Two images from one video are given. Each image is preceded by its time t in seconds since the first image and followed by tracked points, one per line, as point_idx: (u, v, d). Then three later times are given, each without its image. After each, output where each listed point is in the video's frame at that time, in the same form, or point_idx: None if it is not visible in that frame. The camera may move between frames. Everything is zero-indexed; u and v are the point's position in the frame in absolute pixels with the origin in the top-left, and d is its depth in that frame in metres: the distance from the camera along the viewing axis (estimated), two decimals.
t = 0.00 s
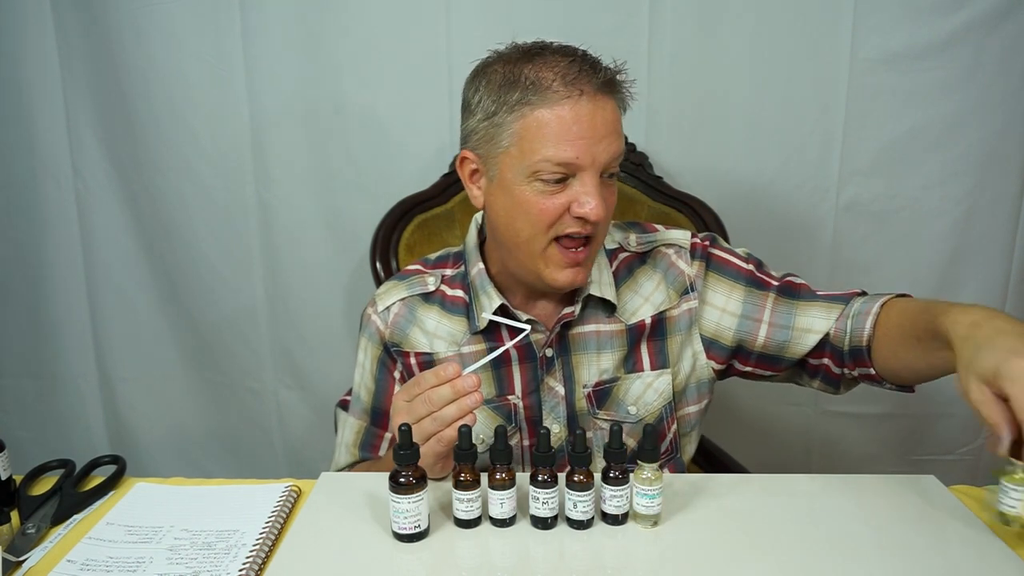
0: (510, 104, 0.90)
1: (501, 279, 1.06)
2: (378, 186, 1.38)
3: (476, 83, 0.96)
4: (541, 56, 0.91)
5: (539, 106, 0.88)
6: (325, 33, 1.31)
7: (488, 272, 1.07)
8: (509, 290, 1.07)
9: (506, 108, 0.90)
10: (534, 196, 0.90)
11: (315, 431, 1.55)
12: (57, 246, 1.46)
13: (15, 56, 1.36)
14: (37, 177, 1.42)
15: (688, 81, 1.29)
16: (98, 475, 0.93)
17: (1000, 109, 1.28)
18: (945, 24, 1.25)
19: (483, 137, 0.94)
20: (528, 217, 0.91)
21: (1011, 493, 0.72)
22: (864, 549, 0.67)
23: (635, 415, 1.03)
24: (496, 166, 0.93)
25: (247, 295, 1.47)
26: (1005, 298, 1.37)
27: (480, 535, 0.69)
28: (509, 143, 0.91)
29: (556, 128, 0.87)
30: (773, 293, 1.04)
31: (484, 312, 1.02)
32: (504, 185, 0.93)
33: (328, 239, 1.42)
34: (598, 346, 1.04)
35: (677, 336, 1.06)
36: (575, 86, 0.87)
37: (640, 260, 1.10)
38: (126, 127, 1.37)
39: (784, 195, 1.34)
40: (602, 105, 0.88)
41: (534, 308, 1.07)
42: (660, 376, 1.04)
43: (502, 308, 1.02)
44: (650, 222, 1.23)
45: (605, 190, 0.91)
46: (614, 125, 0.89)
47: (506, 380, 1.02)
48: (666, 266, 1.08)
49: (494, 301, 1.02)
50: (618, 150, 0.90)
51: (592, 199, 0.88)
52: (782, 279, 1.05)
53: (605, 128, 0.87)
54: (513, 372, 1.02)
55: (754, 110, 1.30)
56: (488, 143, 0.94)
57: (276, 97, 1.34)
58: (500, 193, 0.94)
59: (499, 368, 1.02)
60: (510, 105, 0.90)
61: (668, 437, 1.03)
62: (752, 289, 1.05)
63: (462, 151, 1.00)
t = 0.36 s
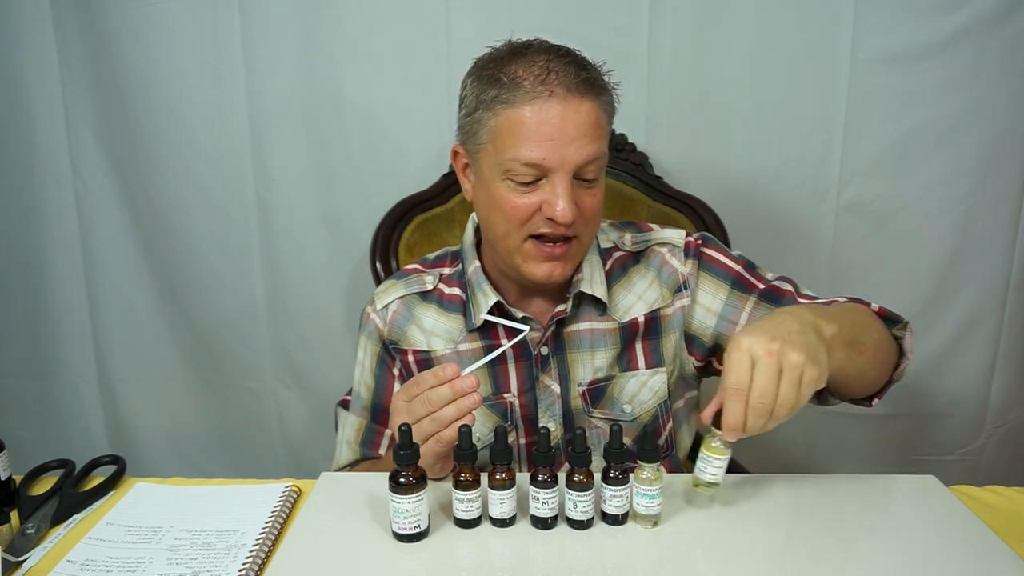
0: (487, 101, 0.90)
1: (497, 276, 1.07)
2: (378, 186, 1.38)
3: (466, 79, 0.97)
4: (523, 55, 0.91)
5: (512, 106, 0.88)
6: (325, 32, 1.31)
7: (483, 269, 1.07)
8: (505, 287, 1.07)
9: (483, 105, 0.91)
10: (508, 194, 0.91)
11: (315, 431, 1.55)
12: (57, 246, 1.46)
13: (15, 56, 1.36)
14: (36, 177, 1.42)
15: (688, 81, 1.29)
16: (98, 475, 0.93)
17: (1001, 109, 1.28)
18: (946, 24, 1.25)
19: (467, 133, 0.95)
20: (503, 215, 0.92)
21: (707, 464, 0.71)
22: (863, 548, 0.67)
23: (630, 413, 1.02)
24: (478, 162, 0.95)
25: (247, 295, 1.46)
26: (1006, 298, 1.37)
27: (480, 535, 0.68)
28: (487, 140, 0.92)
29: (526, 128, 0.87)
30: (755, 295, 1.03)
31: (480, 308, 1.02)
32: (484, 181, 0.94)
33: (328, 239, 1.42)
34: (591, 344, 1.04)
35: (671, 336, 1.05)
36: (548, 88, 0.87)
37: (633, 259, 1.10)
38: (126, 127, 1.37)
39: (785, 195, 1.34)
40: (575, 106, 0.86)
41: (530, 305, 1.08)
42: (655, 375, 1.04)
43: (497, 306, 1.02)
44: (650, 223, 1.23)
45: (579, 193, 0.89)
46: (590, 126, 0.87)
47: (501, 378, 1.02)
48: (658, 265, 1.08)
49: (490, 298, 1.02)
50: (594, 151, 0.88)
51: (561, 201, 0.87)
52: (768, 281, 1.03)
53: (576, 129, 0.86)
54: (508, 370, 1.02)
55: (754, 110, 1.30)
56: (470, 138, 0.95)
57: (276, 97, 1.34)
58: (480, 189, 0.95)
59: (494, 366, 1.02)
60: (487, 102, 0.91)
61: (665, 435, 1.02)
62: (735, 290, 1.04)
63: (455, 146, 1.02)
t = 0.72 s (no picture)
0: (479, 103, 0.91)
1: (492, 277, 1.06)
2: (378, 185, 1.38)
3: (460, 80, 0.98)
4: (515, 57, 0.91)
5: (504, 107, 0.88)
6: (325, 33, 1.31)
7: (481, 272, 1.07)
8: (499, 288, 1.06)
9: (476, 106, 0.91)
10: (500, 196, 0.91)
11: (315, 431, 1.55)
12: (57, 246, 1.46)
13: (14, 56, 1.36)
14: (36, 177, 1.42)
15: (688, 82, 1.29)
16: (98, 475, 0.93)
17: (1001, 109, 1.28)
18: (946, 24, 1.25)
19: (460, 135, 0.96)
20: (495, 216, 0.92)
21: (680, 500, 0.68)
22: (862, 548, 0.67)
23: (629, 416, 1.03)
24: (471, 164, 0.95)
25: (247, 295, 1.46)
26: (1006, 298, 1.37)
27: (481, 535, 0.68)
28: (479, 142, 0.92)
29: (519, 130, 0.87)
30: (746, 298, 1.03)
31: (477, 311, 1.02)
32: (477, 183, 0.94)
33: (328, 239, 1.42)
34: (589, 347, 1.04)
35: (668, 338, 1.05)
36: (539, 90, 0.87)
37: (630, 261, 1.10)
38: (126, 127, 1.37)
39: (785, 195, 1.34)
40: (567, 108, 0.86)
41: (527, 308, 1.07)
42: (652, 377, 1.04)
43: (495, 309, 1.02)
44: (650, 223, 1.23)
45: (571, 195, 0.89)
46: (582, 128, 0.87)
47: (498, 381, 1.03)
48: (655, 265, 1.08)
49: (485, 301, 1.02)
50: (587, 153, 0.88)
51: (552, 203, 0.87)
52: (761, 283, 1.03)
53: (567, 131, 0.86)
54: (506, 373, 1.02)
55: (754, 110, 1.30)
56: (463, 140, 0.95)
57: (276, 97, 1.34)
58: (473, 191, 0.95)
59: (492, 369, 1.02)
60: (479, 104, 0.91)
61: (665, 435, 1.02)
62: (725, 291, 1.04)
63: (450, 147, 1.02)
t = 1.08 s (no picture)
0: (466, 96, 0.92)
1: (497, 289, 1.05)
2: (378, 185, 1.38)
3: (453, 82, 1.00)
4: (500, 49, 0.93)
5: (486, 96, 0.89)
6: (325, 32, 1.31)
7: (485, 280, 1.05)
8: (504, 297, 1.05)
9: (462, 100, 0.93)
10: (487, 190, 0.90)
11: (315, 431, 1.55)
12: (56, 246, 1.46)
13: (14, 56, 1.36)
14: (36, 177, 1.42)
15: (688, 82, 1.30)
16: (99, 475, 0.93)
17: (1001, 109, 1.28)
18: (946, 25, 1.25)
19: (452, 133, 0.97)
20: (483, 212, 0.91)
21: (677, 500, 0.68)
22: (861, 548, 0.67)
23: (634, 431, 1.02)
24: (461, 161, 0.95)
25: (247, 295, 1.46)
26: (1006, 299, 1.37)
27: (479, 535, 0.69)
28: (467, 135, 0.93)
29: (500, 117, 0.87)
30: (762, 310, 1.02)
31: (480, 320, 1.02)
32: (466, 180, 0.94)
33: (328, 239, 1.42)
34: (594, 360, 1.03)
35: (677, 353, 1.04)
36: (520, 76, 0.88)
37: (641, 271, 1.09)
38: (125, 126, 1.37)
39: (785, 195, 1.34)
40: (548, 93, 0.86)
41: (534, 317, 1.07)
42: (659, 392, 1.03)
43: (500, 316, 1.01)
44: (650, 223, 1.23)
45: (558, 186, 0.88)
46: (564, 114, 0.86)
47: (501, 393, 1.02)
48: (666, 278, 1.08)
49: (490, 309, 1.02)
50: (572, 140, 0.87)
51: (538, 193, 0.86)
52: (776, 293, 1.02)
53: (549, 118, 0.86)
54: (508, 385, 1.02)
55: (754, 110, 1.30)
56: (455, 137, 0.96)
57: (276, 96, 1.34)
58: (463, 187, 0.95)
59: (494, 380, 1.02)
60: (466, 97, 0.92)
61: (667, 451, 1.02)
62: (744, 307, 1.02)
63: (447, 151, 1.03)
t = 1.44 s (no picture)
0: (459, 115, 0.92)
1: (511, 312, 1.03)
2: (377, 185, 1.38)
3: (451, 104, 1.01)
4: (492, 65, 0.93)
5: (477, 113, 0.89)
6: (324, 33, 1.31)
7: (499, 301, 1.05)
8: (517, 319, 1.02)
9: (456, 120, 0.93)
10: (484, 208, 0.90)
11: (315, 431, 1.55)
12: (56, 246, 1.46)
13: (14, 56, 1.36)
14: (35, 177, 1.42)
15: (688, 82, 1.29)
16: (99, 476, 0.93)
17: (1001, 109, 1.28)
18: (946, 25, 1.25)
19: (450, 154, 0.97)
20: (482, 231, 0.91)
21: (677, 500, 0.68)
22: (861, 548, 0.67)
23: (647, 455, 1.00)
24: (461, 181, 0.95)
25: (247, 295, 1.46)
26: (1006, 299, 1.37)
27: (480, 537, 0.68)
28: (462, 154, 0.93)
29: (492, 134, 0.87)
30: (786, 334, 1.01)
31: (489, 342, 1.01)
32: (465, 200, 0.94)
33: (328, 239, 1.42)
34: (609, 383, 1.02)
35: (694, 379, 1.04)
36: (509, 91, 0.88)
37: (660, 292, 1.09)
38: (125, 126, 1.37)
39: (784, 195, 1.34)
40: (539, 106, 0.86)
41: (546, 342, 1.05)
42: (674, 417, 1.02)
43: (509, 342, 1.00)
44: (650, 223, 1.22)
45: (555, 200, 0.87)
46: (558, 125, 0.86)
47: (511, 413, 1.01)
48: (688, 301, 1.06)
49: (501, 333, 1.01)
50: (567, 152, 0.86)
51: (533, 208, 0.85)
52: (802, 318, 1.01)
53: (541, 130, 0.85)
54: (518, 405, 1.01)
55: (754, 111, 1.30)
56: (452, 158, 0.96)
57: (276, 96, 1.34)
58: (463, 209, 0.95)
59: (504, 400, 1.01)
60: (459, 116, 0.92)
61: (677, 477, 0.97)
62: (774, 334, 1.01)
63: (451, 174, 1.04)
